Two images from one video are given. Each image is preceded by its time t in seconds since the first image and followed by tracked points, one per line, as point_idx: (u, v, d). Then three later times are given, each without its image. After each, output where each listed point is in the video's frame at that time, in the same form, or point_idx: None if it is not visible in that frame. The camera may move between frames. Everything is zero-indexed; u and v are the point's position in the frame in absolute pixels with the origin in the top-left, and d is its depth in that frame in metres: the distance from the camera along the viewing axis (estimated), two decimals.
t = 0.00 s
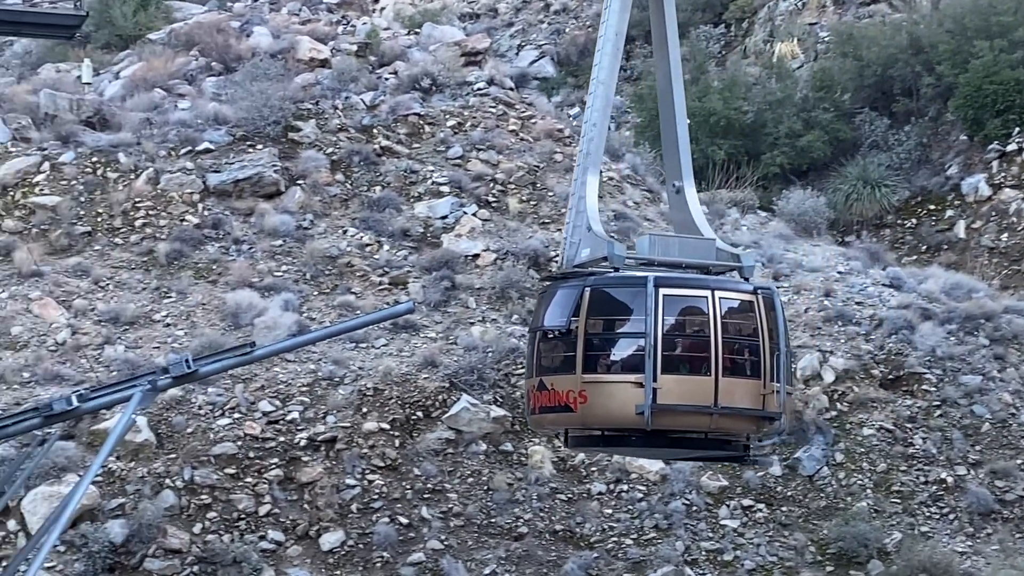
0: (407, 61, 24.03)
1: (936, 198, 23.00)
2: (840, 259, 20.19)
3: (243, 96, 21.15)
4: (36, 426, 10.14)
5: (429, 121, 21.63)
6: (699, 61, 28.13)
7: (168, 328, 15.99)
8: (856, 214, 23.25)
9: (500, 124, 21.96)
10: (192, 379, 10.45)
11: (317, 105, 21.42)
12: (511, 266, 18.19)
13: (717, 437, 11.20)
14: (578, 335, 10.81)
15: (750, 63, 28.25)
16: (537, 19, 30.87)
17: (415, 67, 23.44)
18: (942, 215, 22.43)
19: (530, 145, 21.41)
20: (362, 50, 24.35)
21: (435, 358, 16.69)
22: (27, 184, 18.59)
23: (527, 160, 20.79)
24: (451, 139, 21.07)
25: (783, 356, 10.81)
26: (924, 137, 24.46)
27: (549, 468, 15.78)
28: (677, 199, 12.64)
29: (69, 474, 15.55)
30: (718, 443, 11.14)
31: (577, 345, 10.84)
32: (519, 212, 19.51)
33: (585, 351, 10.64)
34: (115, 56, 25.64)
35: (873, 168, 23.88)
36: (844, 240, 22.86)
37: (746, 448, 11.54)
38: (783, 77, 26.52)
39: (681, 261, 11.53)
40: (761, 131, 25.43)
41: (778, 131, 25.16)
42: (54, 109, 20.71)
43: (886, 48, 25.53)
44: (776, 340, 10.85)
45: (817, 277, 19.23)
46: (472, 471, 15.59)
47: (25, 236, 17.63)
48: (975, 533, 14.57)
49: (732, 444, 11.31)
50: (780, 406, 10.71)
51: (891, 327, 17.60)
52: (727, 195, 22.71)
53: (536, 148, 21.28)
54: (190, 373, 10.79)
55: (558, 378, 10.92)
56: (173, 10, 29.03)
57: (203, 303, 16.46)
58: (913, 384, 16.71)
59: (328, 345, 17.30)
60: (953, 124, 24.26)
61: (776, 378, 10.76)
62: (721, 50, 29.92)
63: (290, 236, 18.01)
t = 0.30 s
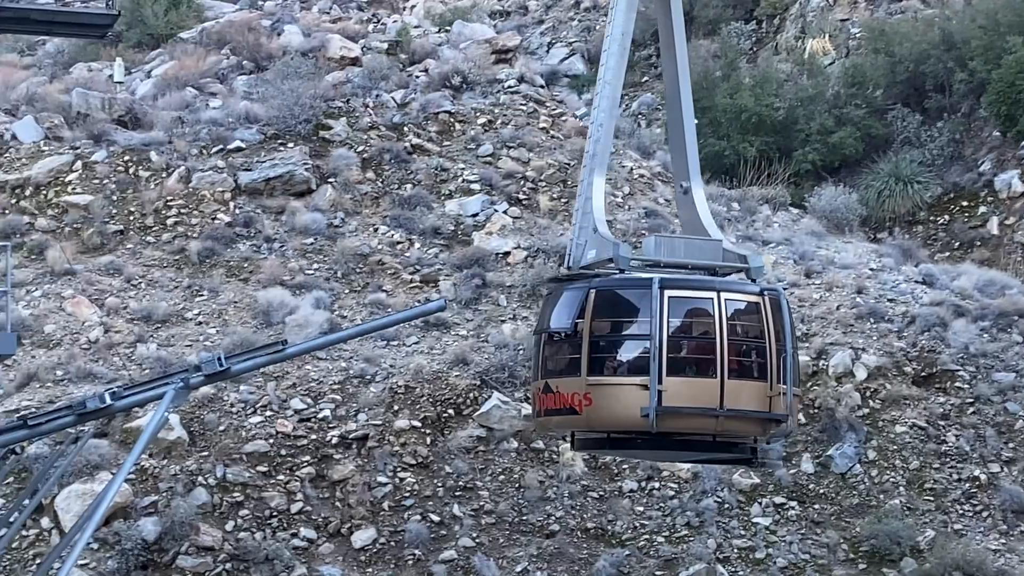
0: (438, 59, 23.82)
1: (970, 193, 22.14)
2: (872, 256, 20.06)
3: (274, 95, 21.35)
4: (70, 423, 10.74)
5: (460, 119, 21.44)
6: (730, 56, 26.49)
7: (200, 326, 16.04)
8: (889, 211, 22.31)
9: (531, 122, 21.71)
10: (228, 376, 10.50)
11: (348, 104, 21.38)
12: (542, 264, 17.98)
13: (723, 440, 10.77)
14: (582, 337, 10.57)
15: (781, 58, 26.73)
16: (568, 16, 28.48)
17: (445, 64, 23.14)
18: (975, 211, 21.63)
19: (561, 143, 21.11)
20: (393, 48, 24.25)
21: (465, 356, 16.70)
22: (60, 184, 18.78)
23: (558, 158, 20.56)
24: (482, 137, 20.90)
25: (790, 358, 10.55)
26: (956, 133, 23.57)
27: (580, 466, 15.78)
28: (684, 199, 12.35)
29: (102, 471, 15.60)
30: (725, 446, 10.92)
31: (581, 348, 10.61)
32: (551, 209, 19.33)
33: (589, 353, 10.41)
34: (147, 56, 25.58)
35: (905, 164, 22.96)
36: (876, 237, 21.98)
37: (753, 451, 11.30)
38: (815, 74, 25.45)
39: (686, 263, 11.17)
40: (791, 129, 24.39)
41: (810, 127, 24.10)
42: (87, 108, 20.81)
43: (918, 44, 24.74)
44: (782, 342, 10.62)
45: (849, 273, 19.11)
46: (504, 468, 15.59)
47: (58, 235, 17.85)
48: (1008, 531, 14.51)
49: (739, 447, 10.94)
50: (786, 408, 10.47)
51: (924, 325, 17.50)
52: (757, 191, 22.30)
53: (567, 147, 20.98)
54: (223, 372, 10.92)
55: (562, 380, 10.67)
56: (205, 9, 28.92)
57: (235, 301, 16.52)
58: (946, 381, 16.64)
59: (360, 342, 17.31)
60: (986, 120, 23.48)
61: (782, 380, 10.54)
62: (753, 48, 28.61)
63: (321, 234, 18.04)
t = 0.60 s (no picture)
0: (464, 59, 23.68)
1: (998, 192, 22.08)
2: (900, 255, 19.97)
3: (300, 96, 21.35)
4: (99, 422, 11.16)
5: (486, 119, 21.39)
6: (757, 55, 25.87)
7: (228, 326, 16.09)
8: (916, 211, 22.22)
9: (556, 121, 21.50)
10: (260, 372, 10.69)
11: (374, 104, 21.38)
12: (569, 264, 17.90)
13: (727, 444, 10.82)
14: (584, 341, 10.56)
15: (808, 58, 26.35)
16: (594, 15, 27.25)
17: (472, 64, 23.03)
18: (1003, 210, 21.48)
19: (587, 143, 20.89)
20: (420, 48, 24.20)
21: (492, 355, 16.70)
22: (87, 185, 18.85)
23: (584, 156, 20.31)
24: (508, 137, 20.82)
25: (792, 360, 10.50)
26: (984, 131, 23.46)
27: (608, 466, 15.79)
28: (689, 201, 12.21)
29: (131, 470, 15.64)
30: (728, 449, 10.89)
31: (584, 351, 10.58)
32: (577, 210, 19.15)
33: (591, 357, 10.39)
34: (175, 56, 25.57)
35: (933, 163, 22.92)
36: (904, 235, 21.82)
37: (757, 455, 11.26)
38: (842, 73, 25.12)
39: (688, 266, 11.09)
40: (818, 127, 24.27)
41: (837, 126, 23.99)
42: (115, 109, 20.88)
43: (945, 43, 24.49)
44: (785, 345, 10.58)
45: (876, 272, 19.05)
46: (531, 468, 15.61)
47: (87, 235, 17.98)
48: None
49: (742, 451, 10.92)
50: (789, 411, 10.43)
51: (952, 323, 17.43)
52: (783, 190, 22.24)
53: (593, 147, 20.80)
54: (250, 369, 11.14)
55: (563, 384, 10.64)
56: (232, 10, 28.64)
57: (262, 301, 16.56)
58: (974, 380, 16.57)
59: (387, 342, 17.32)
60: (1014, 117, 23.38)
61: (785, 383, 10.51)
62: (780, 46, 27.94)
63: (348, 234, 18.07)
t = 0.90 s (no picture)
0: (484, 63, 23.61)
1: (1021, 194, 22.02)
2: (923, 257, 19.91)
3: (321, 100, 21.38)
4: (123, 427, 11.02)
5: (507, 122, 21.32)
6: (778, 58, 25.74)
7: (249, 331, 16.13)
8: (938, 213, 22.11)
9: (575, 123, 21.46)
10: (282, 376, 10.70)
11: (395, 108, 21.41)
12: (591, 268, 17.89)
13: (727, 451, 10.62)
14: (582, 348, 10.39)
15: (829, 59, 26.27)
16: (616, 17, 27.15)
17: (492, 68, 22.97)
18: None
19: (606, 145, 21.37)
20: (440, 52, 24.17)
21: (514, 359, 16.70)
22: (110, 190, 18.93)
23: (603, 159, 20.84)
24: (529, 140, 20.77)
25: (792, 367, 10.27)
26: (1007, 132, 23.36)
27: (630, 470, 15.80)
28: (688, 207, 11.95)
29: (154, 475, 15.66)
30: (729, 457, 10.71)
31: (581, 358, 10.42)
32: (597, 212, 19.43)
33: (588, 364, 10.23)
34: (195, 61, 25.60)
35: (955, 165, 22.83)
36: (926, 238, 21.77)
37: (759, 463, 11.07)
38: (863, 75, 25.04)
39: (686, 272, 10.91)
40: (839, 129, 24.15)
41: (859, 127, 23.91)
42: (136, 114, 20.94)
43: (967, 44, 24.42)
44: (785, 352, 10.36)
45: (898, 275, 19.01)
46: (552, 472, 15.65)
47: (109, 240, 18.07)
48: None
49: (742, 459, 10.75)
50: (789, 419, 10.20)
51: (975, 325, 17.39)
52: (805, 192, 22.24)
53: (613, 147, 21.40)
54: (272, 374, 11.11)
55: (562, 392, 10.50)
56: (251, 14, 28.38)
57: (284, 305, 16.59)
58: (997, 382, 16.51)
59: (408, 346, 17.34)
60: None
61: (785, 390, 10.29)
62: (800, 48, 27.91)
63: (370, 238, 18.11)
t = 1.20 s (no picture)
0: (500, 69, 23.60)
1: None
2: (939, 261, 19.87)
3: (337, 107, 21.42)
4: (139, 434, 11.43)
5: (522, 129, 21.33)
6: (793, 63, 25.72)
7: (266, 338, 16.16)
8: (956, 216, 22.16)
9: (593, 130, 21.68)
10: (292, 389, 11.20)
11: (410, 115, 21.42)
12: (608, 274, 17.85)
13: (722, 460, 10.70)
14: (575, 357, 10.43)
15: (844, 64, 26.30)
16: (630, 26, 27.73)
17: (507, 73, 22.96)
18: None
19: (623, 151, 21.44)
20: (455, 58, 24.09)
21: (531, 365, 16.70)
22: (126, 198, 19.00)
23: (620, 166, 20.82)
24: (545, 146, 20.73)
25: (787, 376, 10.28)
26: None
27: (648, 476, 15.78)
28: (683, 215, 11.86)
29: (171, 482, 15.65)
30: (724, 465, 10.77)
31: (576, 368, 10.46)
32: (614, 218, 19.53)
33: (583, 374, 10.27)
34: (211, 69, 25.63)
35: (971, 169, 22.76)
36: (943, 243, 21.73)
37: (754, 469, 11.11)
38: (879, 79, 24.96)
39: (681, 280, 10.85)
40: (855, 134, 24.18)
41: (875, 132, 23.90)
42: (152, 122, 21.01)
43: (983, 48, 24.15)
44: (779, 360, 10.36)
45: (916, 279, 18.97)
46: (569, 478, 15.67)
47: (126, 248, 18.12)
48: None
49: (737, 467, 10.79)
50: (784, 427, 10.22)
51: (992, 330, 17.36)
52: (821, 197, 22.25)
53: (629, 154, 21.29)
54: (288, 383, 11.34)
55: (556, 402, 10.59)
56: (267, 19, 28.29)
57: (301, 312, 16.62)
58: (1016, 386, 16.45)
59: (424, 352, 17.36)
60: None
61: (779, 397, 10.30)
62: (816, 52, 27.91)
63: (386, 245, 18.13)
